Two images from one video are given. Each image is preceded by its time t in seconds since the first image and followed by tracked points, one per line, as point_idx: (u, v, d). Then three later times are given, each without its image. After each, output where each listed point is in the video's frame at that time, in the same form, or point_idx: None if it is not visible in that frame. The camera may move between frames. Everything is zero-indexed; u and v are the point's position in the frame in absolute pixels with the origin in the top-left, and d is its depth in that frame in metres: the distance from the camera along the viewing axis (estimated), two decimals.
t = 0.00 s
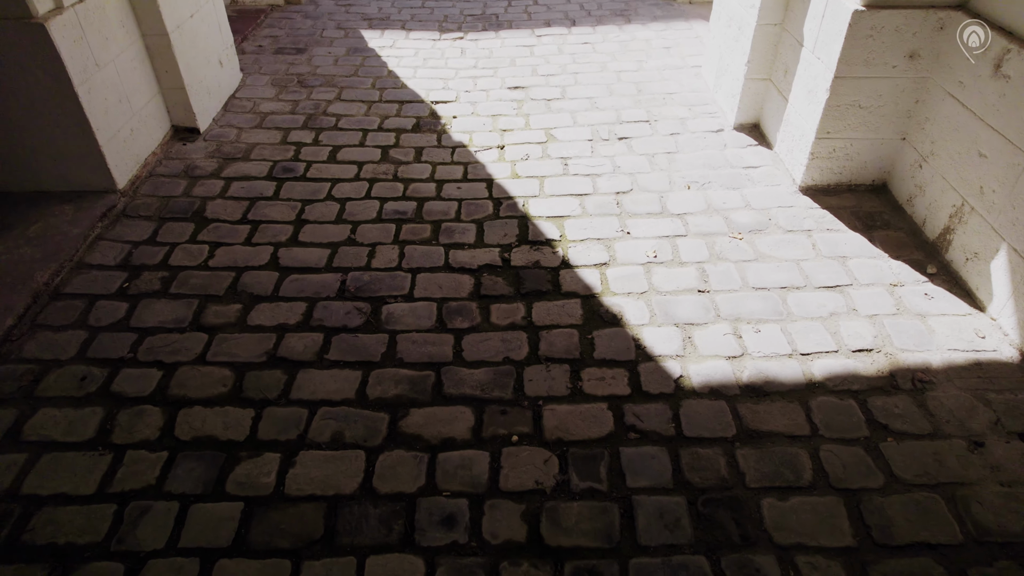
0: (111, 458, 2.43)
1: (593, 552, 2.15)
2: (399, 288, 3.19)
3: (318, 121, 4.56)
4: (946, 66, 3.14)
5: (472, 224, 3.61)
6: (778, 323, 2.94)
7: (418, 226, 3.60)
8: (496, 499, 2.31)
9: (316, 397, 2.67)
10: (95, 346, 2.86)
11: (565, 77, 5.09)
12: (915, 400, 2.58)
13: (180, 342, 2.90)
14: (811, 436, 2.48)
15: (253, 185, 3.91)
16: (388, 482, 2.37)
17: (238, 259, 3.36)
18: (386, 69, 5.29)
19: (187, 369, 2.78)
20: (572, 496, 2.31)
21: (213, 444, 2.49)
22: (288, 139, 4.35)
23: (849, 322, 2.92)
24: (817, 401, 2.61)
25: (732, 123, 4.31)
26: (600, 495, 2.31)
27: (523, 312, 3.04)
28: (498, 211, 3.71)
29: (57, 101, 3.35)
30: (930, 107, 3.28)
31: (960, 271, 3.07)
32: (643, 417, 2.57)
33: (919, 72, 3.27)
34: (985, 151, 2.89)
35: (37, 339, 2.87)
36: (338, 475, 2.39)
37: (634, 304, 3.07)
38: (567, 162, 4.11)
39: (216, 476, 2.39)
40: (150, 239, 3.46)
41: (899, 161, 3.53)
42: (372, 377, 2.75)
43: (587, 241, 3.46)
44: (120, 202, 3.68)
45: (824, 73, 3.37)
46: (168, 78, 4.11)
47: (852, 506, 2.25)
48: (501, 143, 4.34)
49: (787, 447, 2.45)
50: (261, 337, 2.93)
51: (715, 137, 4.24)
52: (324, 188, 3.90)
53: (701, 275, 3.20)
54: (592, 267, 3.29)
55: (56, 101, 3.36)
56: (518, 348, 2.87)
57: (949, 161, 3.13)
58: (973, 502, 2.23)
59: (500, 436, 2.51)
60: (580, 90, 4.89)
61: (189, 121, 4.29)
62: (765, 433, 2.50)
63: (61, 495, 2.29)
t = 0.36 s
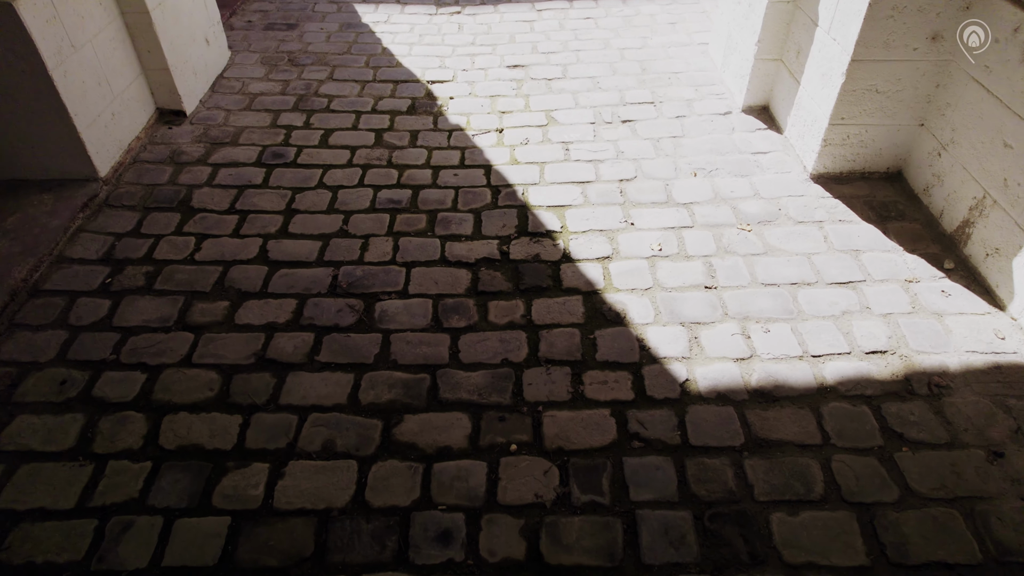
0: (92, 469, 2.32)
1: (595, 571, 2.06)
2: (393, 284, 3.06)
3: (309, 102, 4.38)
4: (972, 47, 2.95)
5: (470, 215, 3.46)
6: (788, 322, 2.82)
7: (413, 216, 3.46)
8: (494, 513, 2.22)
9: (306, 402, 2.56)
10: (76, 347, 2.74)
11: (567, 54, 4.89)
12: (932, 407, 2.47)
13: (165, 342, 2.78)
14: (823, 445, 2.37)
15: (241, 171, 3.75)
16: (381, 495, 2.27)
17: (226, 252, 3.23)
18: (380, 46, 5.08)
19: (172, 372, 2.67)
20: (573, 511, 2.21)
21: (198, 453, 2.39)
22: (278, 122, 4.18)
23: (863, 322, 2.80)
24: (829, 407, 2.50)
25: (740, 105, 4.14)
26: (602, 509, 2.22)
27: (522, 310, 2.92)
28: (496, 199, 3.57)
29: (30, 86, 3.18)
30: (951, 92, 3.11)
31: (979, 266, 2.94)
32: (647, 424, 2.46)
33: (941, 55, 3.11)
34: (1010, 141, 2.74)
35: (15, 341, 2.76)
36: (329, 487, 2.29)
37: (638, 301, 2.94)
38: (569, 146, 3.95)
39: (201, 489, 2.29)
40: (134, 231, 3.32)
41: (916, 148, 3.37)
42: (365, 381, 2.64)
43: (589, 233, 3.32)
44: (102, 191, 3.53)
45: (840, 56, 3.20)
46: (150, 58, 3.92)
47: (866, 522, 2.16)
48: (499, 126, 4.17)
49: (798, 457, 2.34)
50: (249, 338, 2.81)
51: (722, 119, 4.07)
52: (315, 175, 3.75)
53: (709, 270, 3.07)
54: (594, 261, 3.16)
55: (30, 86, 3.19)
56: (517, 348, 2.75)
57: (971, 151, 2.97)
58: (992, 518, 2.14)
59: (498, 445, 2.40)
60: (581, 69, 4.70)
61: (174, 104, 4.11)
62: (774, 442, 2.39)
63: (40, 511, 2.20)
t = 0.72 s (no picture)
0: (74, 481, 2.24)
1: None
2: (387, 281, 2.94)
3: (300, 85, 4.22)
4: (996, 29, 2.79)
5: (466, 206, 3.33)
6: (797, 323, 2.71)
7: (408, 207, 3.33)
8: (492, 528, 2.14)
9: (297, 409, 2.47)
10: (57, 349, 2.64)
11: (568, 33, 4.71)
12: (946, 414, 2.38)
13: (150, 344, 2.68)
14: (833, 455, 2.28)
15: (229, 159, 3.61)
16: (374, 509, 2.19)
17: (213, 246, 3.11)
18: (374, 24, 4.89)
19: (157, 375, 2.57)
20: (573, 525, 2.13)
21: (184, 464, 2.30)
22: (268, 107, 4.03)
23: (875, 322, 2.69)
24: (840, 415, 2.40)
25: (748, 89, 3.98)
26: (603, 524, 2.14)
27: (521, 309, 2.81)
28: (494, 189, 3.43)
29: (4, 72, 3.03)
30: (971, 79, 2.97)
31: (997, 264, 2.82)
32: (651, 432, 2.37)
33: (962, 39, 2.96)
34: None
35: None
36: (320, 500, 2.21)
37: (641, 300, 2.83)
38: (569, 132, 3.80)
39: (188, 502, 2.20)
40: (117, 224, 3.20)
41: (932, 137, 3.24)
42: (357, 386, 2.54)
43: (590, 226, 3.20)
44: (85, 181, 3.40)
45: (856, 40, 3.04)
46: (132, 40, 3.75)
47: (877, 538, 2.07)
48: (498, 110, 4.01)
49: (806, 468, 2.26)
50: (237, 339, 2.71)
51: (729, 103, 3.92)
52: (306, 163, 3.61)
53: (715, 266, 2.95)
54: (596, 256, 3.04)
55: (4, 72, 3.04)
56: (516, 350, 2.65)
57: (991, 140, 2.84)
58: (1009, 535, 2.05)
59: (496, 455, 2.32)
60: (583, 49, 4.52)
61: (160, 87, 3.96)
62: (782, 452, 2.30)
63: (20, 526, 2.12)
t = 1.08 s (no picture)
0: (57, 493, 2.17)
1: None
2: (381, 279, 2.85)
3: (291, 69, 4.08)
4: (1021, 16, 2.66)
5: (463, 199, 3.22)
6: (804, 325, 2.62)
7: (402, 200, 3.22)
8: (488, 543, 2.07)
9: (287, 416, 2.39)
10: (39, 353, 2.56)
11: (568, 14, 4.55)
12: (959, 422, 2.30)
13: (136, 346, 2.60)
14: (841, 466, 2.21)
15: (218, 149, 3.49)
16: (367, 522, 2.12)
17: (200, 242, 3.00)
18: (367, 4, 4.73)
19: (143, 380, 2.49)
20: (573, 540, 2.07)
21: (171, 474, 2.23)
22: (258, 92, 3.89)
23: (885, 324, 2.60)
24: (848, 422, 2.33)
25: (755, 74, 3.84)
26: (604, 539, 2.07)
27: (520, 309, 2.72)
28: (492, 181, 3.32)
29: None
30: (990, 68, 2.85)
31: (1012, 262, 2.73)
32: (653, 440, 2.30)
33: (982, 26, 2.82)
34: None
35: None
36: (312, 513, 2.14)
37: (643, 299, 2.74)
38: (570, 120, 3.67)
39: (175, 515, 2.14)
40: (102, 218, 3.09)
41: (947, 127, 3.11)
42: (350, 391, 2.46)
43: (591, 220, 3.09)
44: (68, 173, 3.29)
45: (871, 26, 2.91)
46: (115, 23, 3.61)
47: (886, 554, 2.01)
48: (496, 96, 3.88)
49: (813, 479, 2.19)
50: (226, 341, 2.62)
51: (735, 89, 3.78)
52: (297, 153, 3.49)
53: (720, 264, 2.86)
54: (597, 252, 2.94)
55: None
56: (514, 353, 2.57)
57: (1008, 133, 2.73)
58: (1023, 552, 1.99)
59: (493, 465, 2.25)
60: (584, 30, 4.37)
61: (145, 72, 3.82)
62: (788, 462, 2.23)
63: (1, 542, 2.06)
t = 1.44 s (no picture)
0: (42, 506, 2.11)
1: None
2: (375, 279, 2.77)
3: (283, 56, 3.95)
4: None
5: (460, 193, 3.13)
6: (811, 328, 2.54)
7: (398, 195, 3.13)
8: (485, 557, 2.02)
9: (279, 423, 2.33)
10: (23, 357, 2.49)
11: None
12: (969, 431, 2.24)
13: (123, 349, 2.53)
14: (848, 477, 2.15)
15: (207, 140, 3.39)
16: (361, 536, 2.06)
17: (190, 240, 2.92)
18: None
19: (131, 385, 2.42)
20: (572, 555, 2.01)
21: (160, 486, 2.17)
22: (249, 80, 3.78)
23: (894, 327, 2.53)
24: (855, 431, 2.26)
25: (761, 61, 3.73)
26: (604, 554, 2.01)
27: (519, 310, 2.64)
28: (490, 174, 3.22)
29: None
30: (1008, 59, 2.74)
31: None
32: (654, 450, 2.24)
33: (1000, 15, 2.72)
34: None
35: None
36: (305, 526, 2.09)
37: (645, 300, 2.66)
38: (570, 110, 3.56)
39: (164, 528, 2.08)
40: (87, 214, 3.00)
41: (960, 120, 3.01)
42: (344, 398, 2.39)
43: (592, 216, 3.00)
44: (52, 167, 3.19)
45: (884, 15, 2.80)
46: (99, 9, 3.49)
47: (894, 571, 1.96)
48: (494, 84, 3.76)
49: (819, 491, 2.13)
50: (216, 345, 2.55)
51: (740, 77, 3.67)
52: (289, 145, 3.39)
53: (724, 263, 2.77)
54: (597, 251, 2.86)
55: None
56: (512, 357, 2.50)
57: None
58: None
59: (490, 476, 2.19)
60: (586, 14, 4.24)
61: (132, 60, 3.70)
62: (793, 473, 2.17)
63: None
